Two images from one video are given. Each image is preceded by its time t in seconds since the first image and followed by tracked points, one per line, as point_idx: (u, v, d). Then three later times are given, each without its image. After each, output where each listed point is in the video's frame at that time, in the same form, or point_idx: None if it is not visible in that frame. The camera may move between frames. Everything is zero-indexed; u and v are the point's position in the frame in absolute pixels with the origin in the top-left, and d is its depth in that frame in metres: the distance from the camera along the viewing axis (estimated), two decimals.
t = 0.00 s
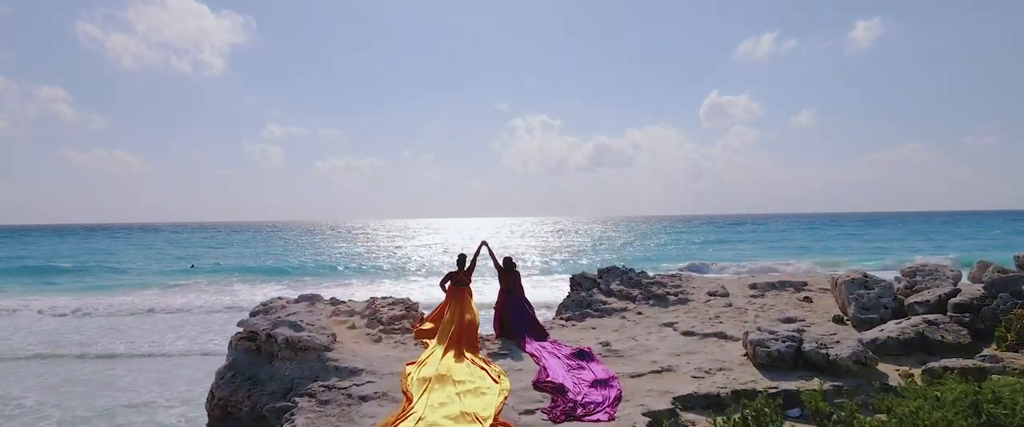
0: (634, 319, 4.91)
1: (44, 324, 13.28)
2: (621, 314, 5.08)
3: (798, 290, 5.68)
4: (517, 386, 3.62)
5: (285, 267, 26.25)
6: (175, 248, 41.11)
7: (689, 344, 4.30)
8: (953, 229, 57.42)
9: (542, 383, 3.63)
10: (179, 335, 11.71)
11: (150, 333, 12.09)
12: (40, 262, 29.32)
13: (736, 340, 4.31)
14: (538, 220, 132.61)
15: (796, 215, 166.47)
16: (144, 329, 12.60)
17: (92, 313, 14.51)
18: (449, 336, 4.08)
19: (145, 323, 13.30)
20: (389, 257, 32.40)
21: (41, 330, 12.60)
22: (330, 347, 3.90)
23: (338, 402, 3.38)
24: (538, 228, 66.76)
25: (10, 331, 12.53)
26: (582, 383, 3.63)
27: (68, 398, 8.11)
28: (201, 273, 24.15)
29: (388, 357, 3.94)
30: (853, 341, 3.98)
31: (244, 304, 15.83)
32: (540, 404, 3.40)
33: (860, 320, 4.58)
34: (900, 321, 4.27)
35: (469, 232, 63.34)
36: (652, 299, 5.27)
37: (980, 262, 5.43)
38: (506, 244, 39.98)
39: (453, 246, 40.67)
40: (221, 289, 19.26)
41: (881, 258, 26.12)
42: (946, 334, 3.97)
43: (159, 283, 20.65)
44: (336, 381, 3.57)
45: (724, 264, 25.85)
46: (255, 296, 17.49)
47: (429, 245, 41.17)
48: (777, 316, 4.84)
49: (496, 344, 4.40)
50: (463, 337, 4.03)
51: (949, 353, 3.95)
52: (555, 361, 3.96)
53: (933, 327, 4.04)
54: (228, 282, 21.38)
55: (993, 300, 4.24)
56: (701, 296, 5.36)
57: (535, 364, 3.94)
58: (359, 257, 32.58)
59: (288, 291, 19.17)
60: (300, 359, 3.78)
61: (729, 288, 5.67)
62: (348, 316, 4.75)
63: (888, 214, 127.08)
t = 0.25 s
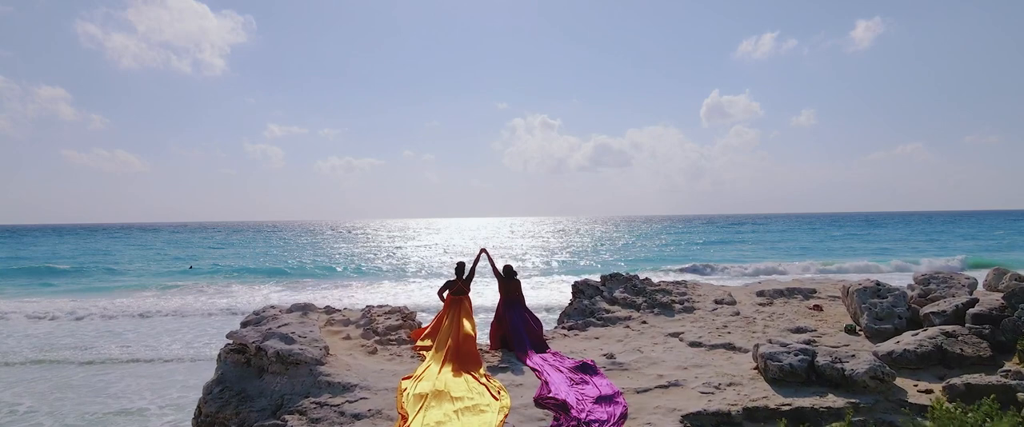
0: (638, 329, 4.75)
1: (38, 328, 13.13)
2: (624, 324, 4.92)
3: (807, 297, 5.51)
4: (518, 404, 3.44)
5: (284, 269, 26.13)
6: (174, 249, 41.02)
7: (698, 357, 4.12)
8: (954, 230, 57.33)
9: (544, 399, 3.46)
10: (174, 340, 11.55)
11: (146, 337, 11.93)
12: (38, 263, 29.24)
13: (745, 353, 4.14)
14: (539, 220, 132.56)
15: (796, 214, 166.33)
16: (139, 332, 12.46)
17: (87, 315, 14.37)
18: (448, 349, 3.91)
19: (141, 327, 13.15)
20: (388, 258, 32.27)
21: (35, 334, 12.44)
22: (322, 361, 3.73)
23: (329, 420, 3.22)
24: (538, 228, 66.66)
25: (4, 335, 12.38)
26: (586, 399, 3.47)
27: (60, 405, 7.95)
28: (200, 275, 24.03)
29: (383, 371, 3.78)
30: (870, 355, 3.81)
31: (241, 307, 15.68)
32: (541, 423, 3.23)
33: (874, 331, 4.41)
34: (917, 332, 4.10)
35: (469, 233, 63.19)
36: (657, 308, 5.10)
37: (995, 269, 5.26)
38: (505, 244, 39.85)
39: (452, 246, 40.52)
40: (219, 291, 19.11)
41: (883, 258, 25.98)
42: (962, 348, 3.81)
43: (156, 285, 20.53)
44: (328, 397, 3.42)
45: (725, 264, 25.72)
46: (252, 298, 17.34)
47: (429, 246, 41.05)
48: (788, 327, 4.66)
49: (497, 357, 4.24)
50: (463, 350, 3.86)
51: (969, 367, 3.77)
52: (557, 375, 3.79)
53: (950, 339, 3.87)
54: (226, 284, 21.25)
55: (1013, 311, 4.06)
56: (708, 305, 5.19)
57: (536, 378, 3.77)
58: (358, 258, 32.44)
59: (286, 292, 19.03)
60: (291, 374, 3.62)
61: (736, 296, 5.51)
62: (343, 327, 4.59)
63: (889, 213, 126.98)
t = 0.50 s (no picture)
0: (643, 338, 4.61)
1: (34, 331, 13.01)
2: (629, 332, 4.78)
3: (815, 304, 5.38)
4: (519, 420, 3.28)
5: (283, 270, 26.04)
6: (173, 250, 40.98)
7: (706, 368, 3.98)
8: (956, 230, 57.23)
9: (546, 413, 3.31)
10: (171, 343, 11.43)
11: (142, 340, 11.81)
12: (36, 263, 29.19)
13: (755, 364, 4.00)
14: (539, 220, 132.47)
15: (797, 214, 166.20)
16: (135, 336, 12.33)
17: (84, 318, 14.26)
18: (446, 361, 3.77)
19: (137, 330, 13.03)
20: (388, 259, 32.16)
21: (31, 337, 12.34)
22: (315, 374, 3.59)
23: None
24: (538, 228, 66.56)
25: None
26: (590, 414, 3.32)
27: (52, 410, 7.82)
28: (199, 276, 23.94)
29: (378, 384, 3.63)
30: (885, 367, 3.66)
31: (240, 309, 15.56)
32: None
33: (887, 341, 4.27)
34: (932, 343, 3.96)
35: (469, 233, 63.12)
36: (662, 316, 4.97)
37: (1010, 276, 5.14)
38: (506, 245, 39.76)
39: (452, 247, 40.41)
40: (217, 293, 19.00)
41: (886, 260, 25.85)
42: (980, 360, 3.67)
43: (154, 286, 20.42)
44: (320, 413, 3.27)
45: (727, 266, 25.57)
46: (250, 300, 17.23)
47: (430, 247, 40.92)
48: (798, 336, 4.52)
49: (497, 369, 4.10)
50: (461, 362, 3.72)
51: (987, 380, 3.64)
52: (559, 388, 3.65)
53: (967, 351, 3.73)
54: (225, 285, 21.17)
55: None
56: (714, 312, 5.06)
57: (537, 392, 3.63)
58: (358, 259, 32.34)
59: (285, 294, 18.92)
60: (282, 387, 3.48)
61: (743, 303, 5.37)
62: (338, 337, 4.46)
63: (890, 213, 126.72)
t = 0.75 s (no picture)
0: (649, 349, 4.44)
1: (29, 335, 12.86)
2: (634, 343, 4.61)
3: (825, 313, 5.23)
4: None
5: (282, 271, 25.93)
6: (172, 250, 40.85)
7: (715, 382, 3.81)
8: (956, 230, 57.10)
9: None
10: (166, 349, 11.28)
11: (137, 346, 11.65)
12: (34, 264, 29.08)
13: (766, 377, 3.83)
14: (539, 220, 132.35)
15: (797, 214, 166.32)
16: (130, 340, 12.17)
17: (80, 321, 14.13)
18: (444, 376, 3.61)
19: (133, 335, 12.88)
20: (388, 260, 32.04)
21: (25, 341, 12.18)
22: (306, 391, 3.42)
23: None
24: (538, 228, 66.43)
25: None
26: None
27: (43, 417, 7.65)
28: (196, 278, 23.78)
29: (372, 400, 3.46)
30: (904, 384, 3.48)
31: (237, 312, 15.41)
32: None
33: (903, 353, 4.10)
34: (952, 355, 3.79)
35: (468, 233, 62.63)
36: (668, 326, 4.80)
37: None
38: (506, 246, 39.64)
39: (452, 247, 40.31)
40: (215, 295, 18.85)
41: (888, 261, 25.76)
42: (1006, 376, 3.48)
43: (153, 288, 20.29)
44: None
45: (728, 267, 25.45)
46: (249, 303, 17.11)
47: (429, 247, 40.76)
48: (810, 347, 4.35)
49: (497, 384, 3.93)
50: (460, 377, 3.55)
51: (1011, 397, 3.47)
52: (562, 404, 3.48)
53: (990, 366, 3.56)
54: (224, 287, 21.05)
55: None
56: (722, 321, 4.89)
57: (538, 409, 3.46)
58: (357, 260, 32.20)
59: (283, 296, 18.79)
60: (272, 405, 3.31)
61: (751, 312, 5.20)
62: (333, 348, 4.29)
63: (890, 213, 126.60)
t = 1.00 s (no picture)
0: (654, 360, 4.29)
1: (25, 337, 12.76)
2: (639, 353, 4.46)
3: (834, 321, 5.08)
4: None
5: (282, 272, 25.85)
6: (171, 251, 40.77)
7: (724, 395, 3.66)
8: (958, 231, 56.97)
9: None
10: (163, 354, 11.17)
11: (133, 350, 11.54)
12: (34, 264, 29.03)
13: (776, 390, 3.68)
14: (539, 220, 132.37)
15: (798, 214, 166.21)
16: (127, 344, 12.06)
17: (77, 323, 14.03)
18: (441, 389, 3.49)
19: (130, 338, 12.78)
20: (388, 261, 31.96)
21: (20, 344, 12.08)
22: (297, 405, 3.27)
23: None
24: (539, 229, 66.39)
25: None
26: None
27: (35, 423, 7.52)
28: (195, 279, 23.68)
29: (366, 415, 3.32)
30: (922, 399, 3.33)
31: (235, 315, 15.30)
32: None
33: (918, 364, 3.95)
34: (970, 367, 3.64)
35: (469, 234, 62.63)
36: (674, 335, 4.65)
37: None
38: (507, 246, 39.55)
39: (453, 247, 40.24)
40: (213, 297, 18.75)
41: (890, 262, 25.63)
42: None
43: (151, 289, 20.20)
44: None
45: (730, 268, 25.32)
46: (248, 305, 17.01)
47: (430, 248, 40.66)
48: (821, 357, 4.20)
49: (497, 397, 3.80)
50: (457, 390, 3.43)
51: None
52: (564, 419, 3.34)
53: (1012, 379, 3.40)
54: (223, 288, 20.97)
55: None
56: (729, 330, 4.75)
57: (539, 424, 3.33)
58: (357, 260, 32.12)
59: (283, 297, 18.70)
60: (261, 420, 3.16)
61: (758, 320, 5.06)
62: (327, 359, 4.16)
63: (891, 213, 126.55)
